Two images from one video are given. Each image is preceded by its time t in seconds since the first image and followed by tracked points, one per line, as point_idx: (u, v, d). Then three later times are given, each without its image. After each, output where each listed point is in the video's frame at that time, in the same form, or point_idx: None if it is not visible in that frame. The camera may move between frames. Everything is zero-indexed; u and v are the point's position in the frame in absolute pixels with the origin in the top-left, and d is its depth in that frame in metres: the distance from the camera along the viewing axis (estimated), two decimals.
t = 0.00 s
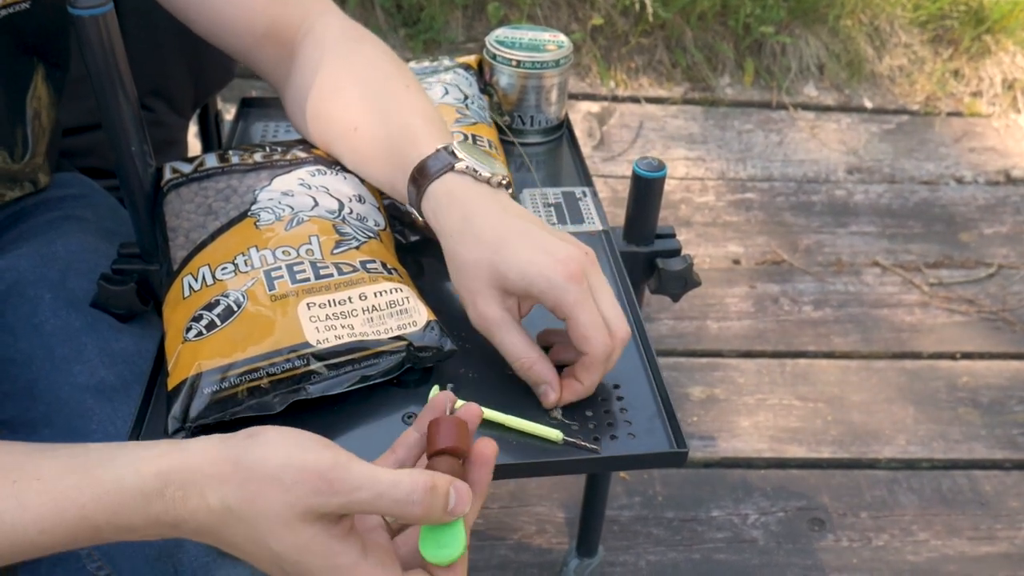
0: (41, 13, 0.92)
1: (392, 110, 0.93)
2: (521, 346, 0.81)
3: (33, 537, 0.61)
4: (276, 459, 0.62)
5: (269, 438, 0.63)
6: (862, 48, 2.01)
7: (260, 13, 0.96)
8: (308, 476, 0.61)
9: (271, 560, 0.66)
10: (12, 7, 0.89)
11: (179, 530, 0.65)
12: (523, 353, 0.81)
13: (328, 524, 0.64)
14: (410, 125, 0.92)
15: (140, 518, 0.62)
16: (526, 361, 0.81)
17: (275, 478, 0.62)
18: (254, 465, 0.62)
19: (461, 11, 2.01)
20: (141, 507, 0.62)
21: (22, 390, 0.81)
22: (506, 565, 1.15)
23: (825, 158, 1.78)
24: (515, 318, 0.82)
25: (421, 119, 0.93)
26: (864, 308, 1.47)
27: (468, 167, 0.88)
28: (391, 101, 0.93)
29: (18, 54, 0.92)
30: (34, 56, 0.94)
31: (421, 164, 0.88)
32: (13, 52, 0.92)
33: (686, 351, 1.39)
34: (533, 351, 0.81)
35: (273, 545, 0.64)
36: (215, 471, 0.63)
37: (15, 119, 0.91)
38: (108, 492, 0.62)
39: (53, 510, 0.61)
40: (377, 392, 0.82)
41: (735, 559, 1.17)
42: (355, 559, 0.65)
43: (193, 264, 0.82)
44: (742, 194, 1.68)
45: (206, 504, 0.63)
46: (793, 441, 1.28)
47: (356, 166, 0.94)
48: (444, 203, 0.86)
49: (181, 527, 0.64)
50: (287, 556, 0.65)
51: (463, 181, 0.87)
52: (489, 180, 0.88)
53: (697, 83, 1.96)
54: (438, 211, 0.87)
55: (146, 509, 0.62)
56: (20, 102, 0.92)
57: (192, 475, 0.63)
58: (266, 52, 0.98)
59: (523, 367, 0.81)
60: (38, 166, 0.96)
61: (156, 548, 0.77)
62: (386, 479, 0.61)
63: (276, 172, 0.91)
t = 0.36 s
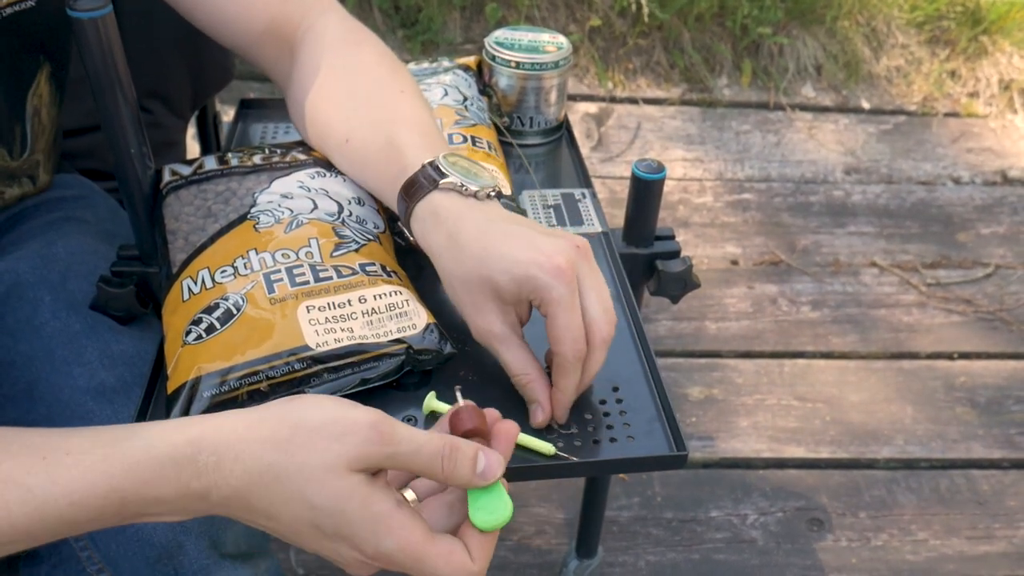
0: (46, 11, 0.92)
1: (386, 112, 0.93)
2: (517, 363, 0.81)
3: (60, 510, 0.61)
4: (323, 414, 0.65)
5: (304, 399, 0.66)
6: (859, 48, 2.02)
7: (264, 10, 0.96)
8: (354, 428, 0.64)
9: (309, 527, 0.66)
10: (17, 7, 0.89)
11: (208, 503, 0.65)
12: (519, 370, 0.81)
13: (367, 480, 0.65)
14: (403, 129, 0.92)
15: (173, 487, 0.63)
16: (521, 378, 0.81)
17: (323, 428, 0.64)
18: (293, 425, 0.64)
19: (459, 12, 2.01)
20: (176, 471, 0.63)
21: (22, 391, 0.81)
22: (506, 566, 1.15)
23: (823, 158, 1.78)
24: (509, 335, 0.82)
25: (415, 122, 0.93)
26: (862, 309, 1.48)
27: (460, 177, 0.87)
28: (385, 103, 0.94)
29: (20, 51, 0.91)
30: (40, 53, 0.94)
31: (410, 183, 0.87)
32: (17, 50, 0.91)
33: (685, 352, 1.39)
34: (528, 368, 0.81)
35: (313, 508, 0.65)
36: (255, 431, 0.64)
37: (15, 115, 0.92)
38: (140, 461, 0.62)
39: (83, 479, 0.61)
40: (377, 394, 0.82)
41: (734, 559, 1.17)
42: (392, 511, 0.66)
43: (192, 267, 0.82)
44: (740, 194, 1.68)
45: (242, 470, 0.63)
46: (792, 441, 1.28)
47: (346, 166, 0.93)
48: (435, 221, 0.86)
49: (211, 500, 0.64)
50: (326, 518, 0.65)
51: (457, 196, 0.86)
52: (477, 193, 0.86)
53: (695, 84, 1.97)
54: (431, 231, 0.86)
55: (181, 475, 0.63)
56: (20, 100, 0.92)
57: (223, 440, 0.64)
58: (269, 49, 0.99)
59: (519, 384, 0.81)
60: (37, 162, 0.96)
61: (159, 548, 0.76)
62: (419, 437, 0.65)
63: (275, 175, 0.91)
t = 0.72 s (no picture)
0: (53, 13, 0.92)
1: (401, 111, 0.94)
2: (516, 282, 0.80)
3: (74, 473, 0.61)
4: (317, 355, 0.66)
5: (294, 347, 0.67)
6: (856, 48, 2.02)
7: (267, 12, 0.95)
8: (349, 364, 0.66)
9: (330, 468, 0.66)
10: (18, 11, 0.89)
11: (222, 458, 0.64)
12: (515, 292, 0.79)
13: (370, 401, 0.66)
14: (419, 127, 0.93)
15: (185, 439, 0.62)
16: (518, 298, 0.79)
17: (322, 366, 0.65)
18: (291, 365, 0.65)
19: (456, 12, 2.01)
20: (188, 420, 0.63)
21: (18, 390, 0.81)
22: (505, 565, 1.15)
23: (820, 158, 1.78)
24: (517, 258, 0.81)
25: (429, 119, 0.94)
26: (860, 309, 1.48)
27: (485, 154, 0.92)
28: (398, 102, 0.94)
29: (18, 56, 0.91)
30: (35, 58, 0.94)
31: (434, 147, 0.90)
32: (17, 54, 0.91)
33: (683, 352, 1.39)
34: (527, 291, 0.80)
35: (327, 446, 0.65)
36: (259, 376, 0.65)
37: (22, 119, 0.92)
38: (148, 415, 0.62)
39: (94, 438, 0.61)
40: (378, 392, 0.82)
41: (732, 558, 1.18)
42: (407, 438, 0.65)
43: (194, 264, 0.82)
44: (738, 194, 1.69)
45: (251, 414, 0.63)
46: (790, 441, 1.29)
47: (365, 163, 0.95)
48: (457, 169, 0.88)
49: (225, 454, 0.64)
50: (343, 453, 0.65)
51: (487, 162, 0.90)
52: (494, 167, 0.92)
53: (692, 84, 1.97)
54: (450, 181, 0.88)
55: (192, 429, 0.62)
56: (24, 103, 0.92)
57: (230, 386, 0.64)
58: (271, 52, 0.98)
59: (512, 303, 0.79)
60: (41, 167, 0.95)
61: (151, 552, 0.76)
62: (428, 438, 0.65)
63: (277, 173, 0.91)
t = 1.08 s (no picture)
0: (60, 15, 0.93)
1: (401, 110, 0.94)
2: (497, 284, 0.79)
3: (100, 457, 0.62)
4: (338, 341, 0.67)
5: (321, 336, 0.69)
6: (855, 49, 2.02)
7: (268, 13, 0.96)
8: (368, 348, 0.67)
9: (339, 449, 0.66)
10: (31, 12, 0.90)
11: (242, 443, 0.65)
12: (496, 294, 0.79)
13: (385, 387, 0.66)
14: (416, 127, 0.93)
15: (207, 422, 0.64)
16: (500, 298, 0.78)
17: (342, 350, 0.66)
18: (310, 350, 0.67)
19: (456, 12, 2.01)
20: (210, 402, 0.64)
21: (20, 388, 0.81)
22: (504, 565, 1.16)
23: (819, 158, 1.79)
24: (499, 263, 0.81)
25: (429, 120, 0.95)
26: (859, 308, 1.48)
27: (471, 159, 0.91)
28: (399, 102, 0.95)
29: (27, 56, 0.92)
30: (45, 59, 0.94)
31: (421, 156, 0.90)
32: (25, 54, 0.91)
33: (682, 352, 1.39)
34: (507, 290, 0.79)
35: (339, 427, 0.65)
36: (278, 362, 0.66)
37: (25, 118, 0.92)
38: (172, 399, 0.64)
39: (121, 422, 0.63)
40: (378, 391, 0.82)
41: (732, 558, 1.18)
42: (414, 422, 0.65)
43: (194, 263, 0.82)
44: (737, 195, 1.69)
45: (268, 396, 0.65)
46: (789, 441, 1.29)
47: (361, 163, 0.95)
48: (438, 182, 0.88)
49: (245, 438, 0.65)
50: (352, 434, 0.65)
51: (468, 166, 0.90)
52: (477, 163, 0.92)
53: (692, 84, 1.97)
54: (435, 197, 0.88)
55: (216, 411, 0.64)
56: (29, 104, 0.92)
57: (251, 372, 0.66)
58: (271, 52, 0.98)
59: (495, 306, 0.78)
60: (44, 166, 0.96)
61: (155, 549, 0.76)
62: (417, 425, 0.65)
63: (277, 172, 0.91)
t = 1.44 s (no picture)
0: (55, 20, 0.93)
1: (394, 113, 0.95)
2: (482, 284, 0.79)
3: (91, 452, 0.63)
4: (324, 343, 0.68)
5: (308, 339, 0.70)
6: (853, 52, 2.03)
7: (264, 17, 0.96)
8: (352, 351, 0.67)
9: (315, 449, 0.65)
10: (27, 16, 0.90)
11: (226, 438, 0.65)
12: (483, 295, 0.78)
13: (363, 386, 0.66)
14: (411, 130, 0.94)
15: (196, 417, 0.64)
16: (485, 298, 0.78)
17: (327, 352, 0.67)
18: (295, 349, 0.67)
19: (454, 16, 2.02)
20: (197, 396, 0.65)
21: (16, 390, 0.82)
22: (500, 567, 1.16)
23: (816, 161, 1.79)
24: (487, 260, 0.81)
25: (422, 123, 0.95)
26: (855, 311, 1.48)
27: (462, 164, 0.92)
28: (392, 105, 0.96)
29: (24, 59, 0.92)
30: (41, 62, 0.94)
31: (413, 160, 0.90)
32: (19, 58, 0.92)
33: (679, 354, 1.40)
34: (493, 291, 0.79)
35: (318, 426, 0.65)
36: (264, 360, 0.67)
37: (20, 122, 0.92)
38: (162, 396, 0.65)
39: (110, 417, 0.64)
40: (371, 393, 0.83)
41: (728, 560, 1.18)
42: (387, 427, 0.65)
43: (189, 266, 0.83)
44: (734, 197, 1.69)
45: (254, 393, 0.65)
46: (785, 443, 1.29)
47: (354, 166, 0.95)
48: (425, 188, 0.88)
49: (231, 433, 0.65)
50: (329, 434, 0.65)
51: (454, 169, 0.90)
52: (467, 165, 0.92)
53: (689, 87, 1.97)
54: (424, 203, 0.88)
55: (203, 405, 0.64)
56: (23, 107, 0.92)
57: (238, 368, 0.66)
58: (266, 56, 0.99)
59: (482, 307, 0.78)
60: (39, 170, 0.96)
61: (151, 548, 0.76)
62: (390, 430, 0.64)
63: (271, 176, 0.92)
